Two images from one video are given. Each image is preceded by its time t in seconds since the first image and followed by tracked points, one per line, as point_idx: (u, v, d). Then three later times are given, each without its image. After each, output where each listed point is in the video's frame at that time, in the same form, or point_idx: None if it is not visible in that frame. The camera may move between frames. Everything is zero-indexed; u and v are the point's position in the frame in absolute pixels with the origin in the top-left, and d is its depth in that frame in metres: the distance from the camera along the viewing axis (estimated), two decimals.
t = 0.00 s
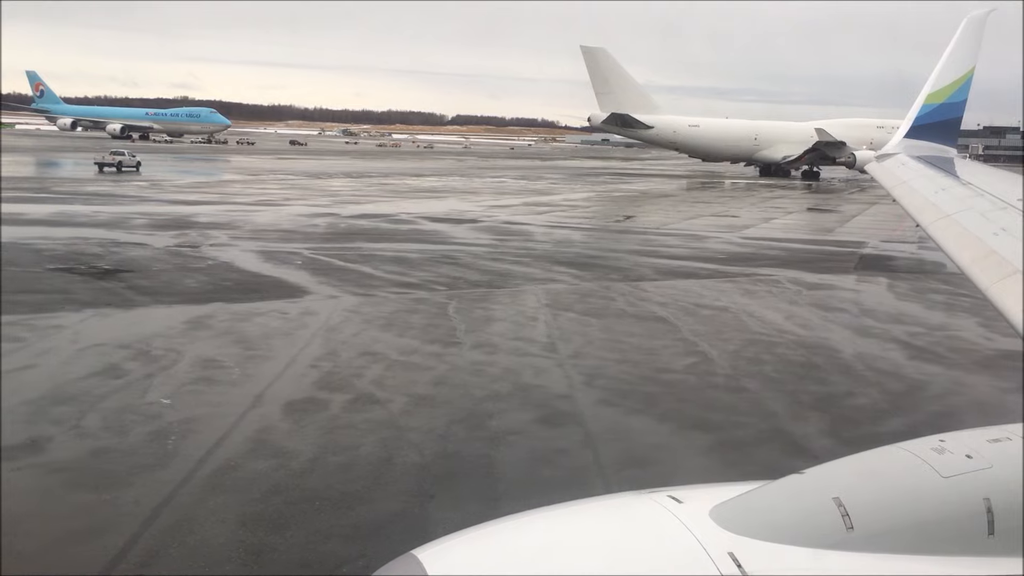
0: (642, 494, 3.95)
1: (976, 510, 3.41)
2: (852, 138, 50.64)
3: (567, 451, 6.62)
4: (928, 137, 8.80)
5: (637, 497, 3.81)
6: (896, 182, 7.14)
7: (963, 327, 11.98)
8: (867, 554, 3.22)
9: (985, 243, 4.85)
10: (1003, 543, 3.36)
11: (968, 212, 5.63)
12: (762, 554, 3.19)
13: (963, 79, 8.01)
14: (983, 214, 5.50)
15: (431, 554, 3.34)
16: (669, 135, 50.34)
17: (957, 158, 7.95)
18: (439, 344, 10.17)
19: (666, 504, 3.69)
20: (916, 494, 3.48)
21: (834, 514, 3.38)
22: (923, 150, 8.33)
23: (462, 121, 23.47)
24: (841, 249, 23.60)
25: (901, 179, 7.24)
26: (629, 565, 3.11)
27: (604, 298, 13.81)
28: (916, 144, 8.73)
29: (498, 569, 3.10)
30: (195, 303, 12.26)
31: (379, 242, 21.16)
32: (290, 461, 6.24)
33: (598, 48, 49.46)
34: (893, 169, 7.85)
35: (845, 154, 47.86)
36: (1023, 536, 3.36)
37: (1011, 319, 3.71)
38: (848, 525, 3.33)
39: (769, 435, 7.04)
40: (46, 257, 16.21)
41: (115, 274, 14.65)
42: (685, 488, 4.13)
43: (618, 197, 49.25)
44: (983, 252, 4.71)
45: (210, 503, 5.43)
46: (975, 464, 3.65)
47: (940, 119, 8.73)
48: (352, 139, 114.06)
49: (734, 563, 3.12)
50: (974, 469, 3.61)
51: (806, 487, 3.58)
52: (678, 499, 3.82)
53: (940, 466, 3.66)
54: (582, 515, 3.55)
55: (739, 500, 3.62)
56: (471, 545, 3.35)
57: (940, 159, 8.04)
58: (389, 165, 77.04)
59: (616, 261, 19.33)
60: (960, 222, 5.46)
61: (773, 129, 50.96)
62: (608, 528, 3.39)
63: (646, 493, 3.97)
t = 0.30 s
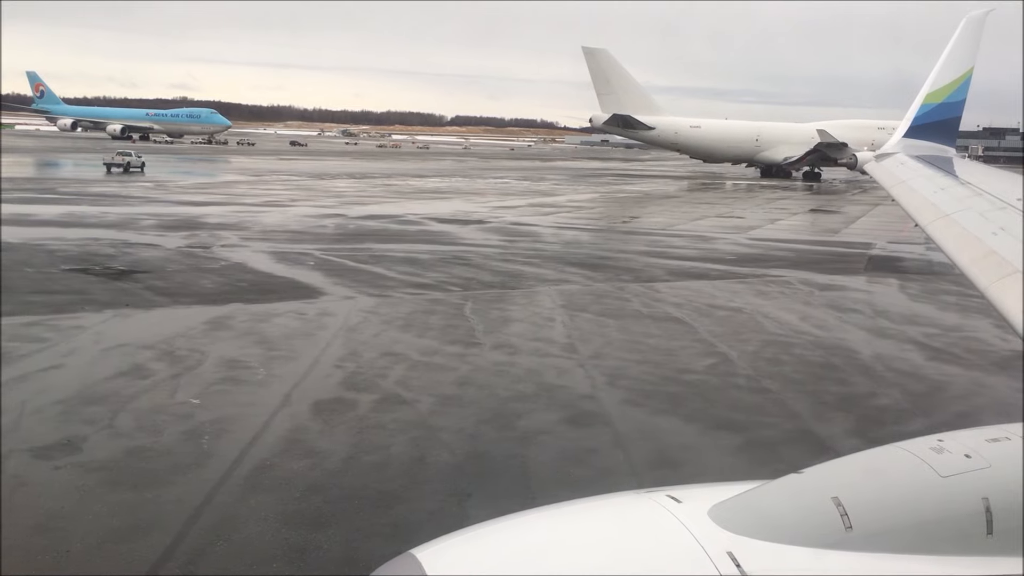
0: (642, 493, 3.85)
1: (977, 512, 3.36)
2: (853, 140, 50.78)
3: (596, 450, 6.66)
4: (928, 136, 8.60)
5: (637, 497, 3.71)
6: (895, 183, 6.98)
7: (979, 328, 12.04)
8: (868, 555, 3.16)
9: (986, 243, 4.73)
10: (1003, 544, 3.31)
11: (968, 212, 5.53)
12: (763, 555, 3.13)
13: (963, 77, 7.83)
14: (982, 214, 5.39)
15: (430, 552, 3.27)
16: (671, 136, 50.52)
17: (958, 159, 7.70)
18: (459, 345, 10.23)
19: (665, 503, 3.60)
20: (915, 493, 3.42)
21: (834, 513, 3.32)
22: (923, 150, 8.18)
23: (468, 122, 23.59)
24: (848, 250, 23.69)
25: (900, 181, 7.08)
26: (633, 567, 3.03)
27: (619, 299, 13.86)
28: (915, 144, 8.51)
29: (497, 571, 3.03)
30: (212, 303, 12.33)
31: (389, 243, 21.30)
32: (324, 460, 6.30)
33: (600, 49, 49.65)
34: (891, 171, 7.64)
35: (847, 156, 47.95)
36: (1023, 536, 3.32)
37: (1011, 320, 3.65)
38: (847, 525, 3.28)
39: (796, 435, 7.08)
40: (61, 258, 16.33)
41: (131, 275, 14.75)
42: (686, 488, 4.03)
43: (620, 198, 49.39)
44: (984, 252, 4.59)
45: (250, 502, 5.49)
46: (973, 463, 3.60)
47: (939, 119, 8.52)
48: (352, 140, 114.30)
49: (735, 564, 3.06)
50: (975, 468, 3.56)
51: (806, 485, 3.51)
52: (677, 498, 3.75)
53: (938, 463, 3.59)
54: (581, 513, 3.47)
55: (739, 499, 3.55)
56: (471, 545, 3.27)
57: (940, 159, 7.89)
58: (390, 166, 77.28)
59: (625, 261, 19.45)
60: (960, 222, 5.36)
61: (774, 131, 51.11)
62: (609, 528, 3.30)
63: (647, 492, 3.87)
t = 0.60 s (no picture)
0: (639, 491, 3.93)
1: (975, 510, 3.41)
2: (853, 140, 50.95)
3: (624, 448, 6.74)
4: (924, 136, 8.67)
5: (634, 495, 3.78)
6: (892, 182, 6.99)
7: (991, 327, 12.14)
8: (863, 555, 3.24)
9: (983, 241, 4.79)
10: (1000, 542, 3.36)
11: (967, 210, 5.58)
12: (760, 555, 3.20)
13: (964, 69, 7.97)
14: (979, 213, 5.43)
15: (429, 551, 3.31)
16: (671, 136, 50.64)
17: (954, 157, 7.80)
18: (478, 345, 10.30)
19: (663, 502, 3.68)
20: (912, 492, 3.47)
21: (831, 513, 3.38)
22: (921, 148, 8.21)
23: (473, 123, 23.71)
24: (854, 251, 23.79)
25: (897, 179, 7.10)
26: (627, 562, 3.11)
27: (632, 299, 13.93)
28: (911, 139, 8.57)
29: (494, 570, 3.08)
30: (229, 303, 12.40)
31: (398, 243, 21.40)
32: (356, 458, 6.39)
33: (601, 50, 49.74)
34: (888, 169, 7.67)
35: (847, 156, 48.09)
36: (1021, 534, 3.38)
37: (1011, 321, 3.66)
38: (845, 523, 3.34)
39: (821, 435, 7.15)
40: (73, 258, 16.38)
41: (145, 275, 14.80)
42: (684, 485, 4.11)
43: (622, 198, 49.50)
44: (982, 250, 4.64)
45: (288, 499, 5.58)
46: (972, 461, 3.64)
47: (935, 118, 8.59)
48: (351, 141, 114.42)
49: (732, 564, 3.13)
50: (972, 466, 3.61)
51: (803, 485, 3.58)
52: (674, 496, 3.81)
53: (936, 461, 3.64)
54: (579, 513, 3.54)
55: (735, 498, 3.61)
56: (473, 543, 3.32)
57: (938, 156, 7.92)
58: (391, 166, 77.39)
59: (633, 261, 19.55)
60: (957, 221, 5.40)
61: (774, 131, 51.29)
62: (604, 526, 3.37)
63: (642, 491, 3.95)
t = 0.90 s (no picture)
0: (639, 491, 3.97)
1: (974, 510, 3.46)
2: (854, 140, 51.01)
3: (655, 446, 6.77)
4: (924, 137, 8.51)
5: (635, 495, 3.83)
6: (891, 182, 6.98)
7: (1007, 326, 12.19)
8: (863, 555, 3.27)
9: (982, 242, 4.81)
10: (999, 541, 3.41)
11: (965, 211, 5.59)
12: (759, 555, 3.23)
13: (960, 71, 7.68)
14: (978, 213, 5.46)
15: (429, 551, 3.35)
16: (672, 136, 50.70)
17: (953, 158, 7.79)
18: (499, 344, 10.34)
19: (662, 502, 3.73)
20: (911, 492, 3.52)
21: (830, 513, 3.42)
22: (920, 149, 8.17)
23: (480, 122, 23.76)
24: (861, 251, 23.81)
25: (897, 180, 7.08)
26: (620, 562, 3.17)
27: (646, 299, 13.98)
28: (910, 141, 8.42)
29: (494, 570, 3.13)
30: (247, 303, 12.43)
31: (408, 243, 21.45)
32: (390, 456, 6.42)
33: (602, 50, 49.75)
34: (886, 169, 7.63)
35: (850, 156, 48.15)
36: (1021, 534, 3.43)
37: (1011, 321, 3.70)
38: (845, 523, 3.37)
39: (848, 433, 7.18)
40: (88, 257, 16.40)
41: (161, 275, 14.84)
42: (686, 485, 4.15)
43: (625, 198, 49.52)
44: (981, 251, 4.67)
45: (327, 497, 5.62)
46: (971, 462, 3.70)
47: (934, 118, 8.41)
48: (352, 141, 114.38)
49: (732, 563, 3.17)
50: (972, 466, 3.66)
51: (803, 485, 3.61)
52: (675, 496, 3.86)
53: (936, 462, 3.69)
54: (579, 513, 3.59)
55: (735, 497, 3.65)
56: (471, 544, 3.38)
57: (937, 157, 7.89)
58: (394, 165, 77.44)
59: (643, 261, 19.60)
60: (955, 221, 5.43)
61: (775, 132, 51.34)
62: (601, 525, 3.42)
63: (643, 491, 3.99)
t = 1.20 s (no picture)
0: (640, 491, 3.98)
1: (976, 512, 3.53)
2: (858, 140, 51.04)
3: (685, 446, 6.82)
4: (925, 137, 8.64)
5: (636, 495, 3.85)
6: (892, 183, 7.01)
7: None
8: (863, 556, 3.31)
9: (983, 243, 4.84)
10: (1000, 542, 3.49)
11: (966, 212, 5.63)
12: (760, 555, 3.27)
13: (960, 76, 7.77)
14: (979, 213, 5.50)
15: (427, 551, 3.38)
16: (675, 136, 50.68)
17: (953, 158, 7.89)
18: (521, 344, 10.39)
19: (663, 502, 3.74)
20: (913, 493, 3.57)
21: (832, 513, 3.45)
22: (921, 150, 8.20)
23: (487, 123, 23.81)
24: (870, 250, 23.86)
25: (898, 180, 7.11)
26: (617, 566, 3.17)
27: (662, 299, 14.02)
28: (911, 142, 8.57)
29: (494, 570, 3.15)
30: (267, 303, 12.48)
31: (419, 243, 21.48)
32: (424, 454, 6.47)
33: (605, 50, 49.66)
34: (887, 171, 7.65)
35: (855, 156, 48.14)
36: (1021, 535, 3.50)
37: (1011, 321, 3.76)
38: (846, 524, 3.41)
39: (874, 433, 7.23)
40: (103, 257, 16.44)
41: (177, 274, 14.87)
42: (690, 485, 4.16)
43: (630, 198, 49.54)
44: (981, 253, 4.69)
45: (365, 495, 5.68)
46: (972, 462, 3.77)
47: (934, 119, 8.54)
48: (353, 142, 114.37)
49: (733, 564, 3.20)
50: (973, 467, 3.73)
51: (805, 484, 3.64)
52: (676, 495, 3.88)
53: (938, 463, 3.75)
54: (582, 511, 3.61)
55: (736, 497, 3.66)
56: (468, 542, 3.41)
57: (938, 158, 7.92)
58: (398, 165, 77.50)
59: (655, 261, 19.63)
60: (956, 221, 5.47)
61: (778, 132, 51.40)
62: (598, 526, 3.43)
63: (645, 491, 4.01)
